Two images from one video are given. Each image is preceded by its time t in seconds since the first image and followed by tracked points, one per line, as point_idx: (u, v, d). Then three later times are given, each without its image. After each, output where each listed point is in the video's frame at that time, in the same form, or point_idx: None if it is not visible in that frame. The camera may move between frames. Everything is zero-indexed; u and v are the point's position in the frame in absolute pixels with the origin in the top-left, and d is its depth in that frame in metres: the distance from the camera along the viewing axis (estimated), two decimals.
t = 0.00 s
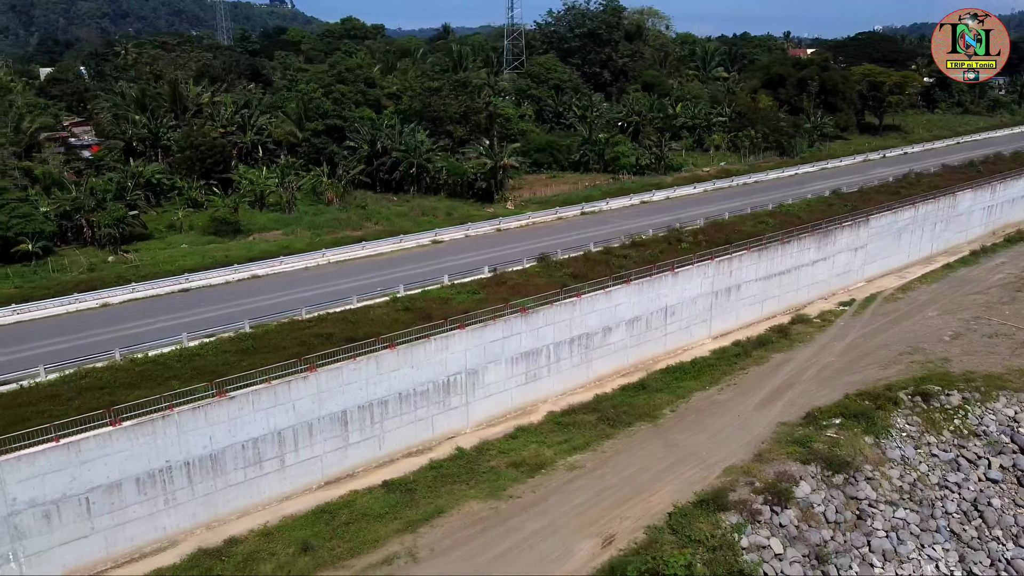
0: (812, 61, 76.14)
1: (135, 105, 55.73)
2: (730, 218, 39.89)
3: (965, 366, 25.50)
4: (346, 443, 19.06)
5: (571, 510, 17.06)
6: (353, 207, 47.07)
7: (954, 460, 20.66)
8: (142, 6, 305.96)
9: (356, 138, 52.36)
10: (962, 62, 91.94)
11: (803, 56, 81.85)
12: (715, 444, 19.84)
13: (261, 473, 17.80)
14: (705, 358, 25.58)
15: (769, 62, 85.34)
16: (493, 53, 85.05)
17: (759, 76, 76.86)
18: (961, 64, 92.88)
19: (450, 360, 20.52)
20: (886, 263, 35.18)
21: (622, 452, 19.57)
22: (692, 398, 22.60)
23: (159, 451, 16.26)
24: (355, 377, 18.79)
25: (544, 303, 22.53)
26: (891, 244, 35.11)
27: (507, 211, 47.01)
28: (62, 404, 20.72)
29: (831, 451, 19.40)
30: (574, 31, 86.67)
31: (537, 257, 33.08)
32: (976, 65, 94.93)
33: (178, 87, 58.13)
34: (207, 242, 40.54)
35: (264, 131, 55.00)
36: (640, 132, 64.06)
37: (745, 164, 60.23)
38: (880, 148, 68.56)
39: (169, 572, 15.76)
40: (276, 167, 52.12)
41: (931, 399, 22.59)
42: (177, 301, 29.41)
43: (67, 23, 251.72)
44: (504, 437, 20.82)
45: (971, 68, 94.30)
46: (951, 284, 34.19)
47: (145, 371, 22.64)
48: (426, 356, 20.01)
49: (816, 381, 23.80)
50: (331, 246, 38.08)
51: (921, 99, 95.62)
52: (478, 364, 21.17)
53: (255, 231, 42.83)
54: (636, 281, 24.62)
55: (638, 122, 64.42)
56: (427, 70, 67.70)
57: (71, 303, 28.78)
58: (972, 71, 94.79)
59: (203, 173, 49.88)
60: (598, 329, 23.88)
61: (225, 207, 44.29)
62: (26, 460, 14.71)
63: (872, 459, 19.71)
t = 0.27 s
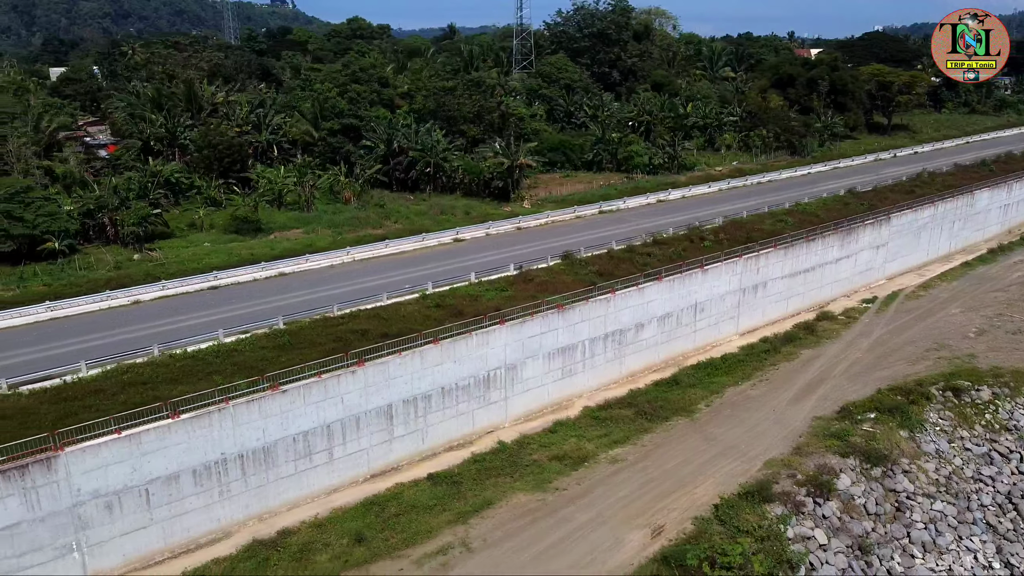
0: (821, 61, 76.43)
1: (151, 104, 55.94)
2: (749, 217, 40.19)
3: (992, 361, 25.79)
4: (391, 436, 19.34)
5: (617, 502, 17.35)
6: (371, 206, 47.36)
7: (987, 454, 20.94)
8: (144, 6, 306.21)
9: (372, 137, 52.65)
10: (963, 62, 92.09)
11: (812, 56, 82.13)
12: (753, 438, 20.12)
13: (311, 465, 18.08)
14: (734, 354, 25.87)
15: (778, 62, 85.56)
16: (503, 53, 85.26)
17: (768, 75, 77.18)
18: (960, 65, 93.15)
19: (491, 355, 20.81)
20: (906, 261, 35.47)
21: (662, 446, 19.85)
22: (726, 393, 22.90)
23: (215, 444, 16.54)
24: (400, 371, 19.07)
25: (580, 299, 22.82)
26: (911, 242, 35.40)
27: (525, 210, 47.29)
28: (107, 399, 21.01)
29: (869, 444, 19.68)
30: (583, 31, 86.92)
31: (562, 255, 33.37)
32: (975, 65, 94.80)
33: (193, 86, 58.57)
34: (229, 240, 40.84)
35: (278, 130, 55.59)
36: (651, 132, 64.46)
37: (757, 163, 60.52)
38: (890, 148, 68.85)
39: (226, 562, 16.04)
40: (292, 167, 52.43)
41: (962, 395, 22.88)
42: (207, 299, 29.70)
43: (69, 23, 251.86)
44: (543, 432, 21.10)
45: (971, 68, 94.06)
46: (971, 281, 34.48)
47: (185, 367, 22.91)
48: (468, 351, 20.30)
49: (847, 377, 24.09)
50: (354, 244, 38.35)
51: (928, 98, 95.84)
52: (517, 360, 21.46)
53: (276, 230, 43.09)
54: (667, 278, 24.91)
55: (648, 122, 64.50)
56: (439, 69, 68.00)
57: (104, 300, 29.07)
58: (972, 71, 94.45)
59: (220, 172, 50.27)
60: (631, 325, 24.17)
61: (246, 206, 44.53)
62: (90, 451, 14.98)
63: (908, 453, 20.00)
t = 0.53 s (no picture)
0: (831, 60, 76.79)
1: (167, 104, 56.18)
2: (768, 215, 40.45)
3: (1019, 358, 26.07)
4: (435, 431, 19.62)
5: (663, 495, 17.63)
6: (389, 205, 47.61)
7: (1020, 449, 21.21)
8: (145, 6, 305.95)
9: (388, 137, 52.86)
10: (963, 62, 91.94)
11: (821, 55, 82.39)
12: (791, 433, 20.40)
13: (359, 459, 18.35)
14: (764, 350, 26.15)
15: (786, 62, 85.88)
16: (512, 53, 85.47)
17: (779, 75, 77.56)
18: (960, 64, 92.93)
19: (530, 351, 21.07)
20: (927, 259, 35.74)
21: (701, 440, 20.13)
22: (759, 389, 23.17)
23: (269, 437, 16.81)
24: (445, 366, 19.34)
25: (615, 296, 23.08)
26: (932, 240, 35.67)
27: (542, 209, 47.54)
28: (151, 394, 21.28)
29: (906, 438, 19.96)
30: (593, 31, 87.13)
31: (586, 253, 33.62)
32: (976, 65, 93.52)
33: (208, 86, 58.86)
34: (251, 239, 41.09)
35: (293, 129, 55.99)
36: (662, 131, 64.78)
37: (770, 162, 60.77)
38: (901, 147, 69.08)
39: (282, 552, 16.30)
40: (309, 166, 52.39)
41: (992, 390, 23.16)
42: (238, 296, 29.99)
43: (71, 24, 251.77)
44: (581, 426, 21.37)
45: (971, 68, 93.17)
46: (991, 279, 34.76)
47: (224, 363, 23.19)
48: (509, 347, 20.56)
49: (877, 372, 24.37)
50: (376, 243, 38.64)
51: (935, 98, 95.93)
52: (555, 355, 21.72)
53: (296, 229, 43.34)
54: (699, 275, 25.17)
55: (660, 121, 64.66)
56: (452, 69, 68.27)
57: (135, 299, 29.35)
58: (972, 71, 93.47)
59: (238, 171, 50.54)
60: (663, 322, 24.43)
61: (266, 205, 44.83)
62: (152, 444, 15.28)
63: (944, 447, 20.27)
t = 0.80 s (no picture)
0: (841, 60, 77.14)
1: (183, 103, 56.48)
2: (787, 214, 40.73)
3: None
4: (478, 425, 19.90)
5: (708, 488, 17.90)
6: (408, 204, 47.85)
7: None
8: (147, 7, 305.62)
9: (405, 136, 53.12)
10: (962, 62, 92.77)
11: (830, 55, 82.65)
12: (828, 427, 20.68)
13: (407, 453, 18.62)
14: (794, 347, 26.42)
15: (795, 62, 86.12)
16: (522, 53, 85.62)
17: (788, 75, 78.13)
18: (961, 64, 93.24)
19: (570, 347, 21.34)
20: (947, 258, 36.02)
21: (741, 435, 20.40)
22: (793, 385, 23.45)
23: (322, 431, 17.08)
24: (489, 361, 19.62)
25: (650, 293, 23.35)
26: (952, 238, 35.95)
27: (560, 208, 47.77)
28: (195, 389, 21.53)
29: (943, 433, 20.24)
30: (602, 31, 87.37)
31: (610, 252, 33.88)
32: (976, 65, 94.64)
33: (223, 86, 59.15)
34: (273, 237, 41.34)
35: (309, 129, 56.38)
36: (674, 130, 65.08)
37: (783, 162, 61.04)
38: (911, 147, 69.33)
39: (336, 544, 16.57)
40: (325, 165, 52.55)
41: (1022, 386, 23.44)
42: (268, 294, 30.24)
43: (73, 24, 251.52)
44: (620, 421, 21.65)
45: (970, 68, 93.73)
46: (1012, 277, 35.03)
47: (263, 359, 23.45)
48: (550, 342, 20.83)
49: (908, 368, 24.65)
50: (398, 242, 38.88)
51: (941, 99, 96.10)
52: (592, 351, 21.98)
53: (317, 227, 43.60)
54: (730, 273, 25.44)
55: (671, 121, 65.05)
56: (464, 69, 68.55)
57: (167, 296, 29.60)
58: (972, 71, 93.88)
59: (256, 169, 50.91)
60: (696, 319, 24.70)
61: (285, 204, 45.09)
62: (212, 437, 15.54)
63: (979, 442, 20.55)
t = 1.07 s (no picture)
0: (851, 60, 77.49)
1: (199, 103, 56.83)
2: (805, 212, 41.01)
3: None
4: (520, 419, 20.20)
5: (752, 480, 18.20)
6: (426, 203, 48.13)
7: None
8: (149, 6, 305.56)
9: (422, 135, 53.41)
10: (962, 62, 93.28)
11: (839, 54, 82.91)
12: (864, 421, 20.97)
13: (453, 445, 18.89)
14: (822, 343, 26.72)
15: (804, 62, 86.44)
16: (531, 52, 85.86)
17: (798, 75, 78.53)
18: (961, 64, 93.50)
19: (608, 342, 21.61)
20: (966, 255, 36.30)
21: (778, 429, 20.69)
22: (825, 380, 23.75)
23: (373, 423, 17.36)
24: (532, 356, 19.90)
25: (684, 289, 23.61)
26: (971, 236, 36.24)
27: (576, 206, 48.05)
28: (237, 383, 21.79)
29: (978, 427, 20.54)
30: (612, 31, 87.59)
31: (634, 249, 34.15)
32: (976, 65, 95.42)
33: (238, 86, 59.45)
34: (294, 235, 41.64)
35: (324, 128, 56.66)
36: (686, 129, 65.34)
37: (795, 161, 61.31)
38: (922, 146, 69.58)
39: (389, 534, 16.85)
40: (342, 165, 52.94)
41: None
42: (297, 291, 30.52)
43: (75, 24, 251.49)
44: (657, 416, 21.94)
45: (971, 68, 94.50)
46: None
47: (302, 354, 23.72)
48: (589, 338, 21.10)
49: (937, 364, 24.95)
50: (420, 240, 39.17)
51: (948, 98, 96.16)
52: (629, 346, 22.26)
53: (337, 225, 43.87)
54: (760, 270, 25.73)
55: (683, 120, 65.77)
56: (477, 69, 68.82)
57: (197, 293, 29.87)
58: (971, 71, 94.72)
59: (273, 168, 51.29)
60: (727, 315, 24.99)
61: (305, 203, 45.40)
62: (270, 429, 15.82)
63: (1013, 436, 20.85)
